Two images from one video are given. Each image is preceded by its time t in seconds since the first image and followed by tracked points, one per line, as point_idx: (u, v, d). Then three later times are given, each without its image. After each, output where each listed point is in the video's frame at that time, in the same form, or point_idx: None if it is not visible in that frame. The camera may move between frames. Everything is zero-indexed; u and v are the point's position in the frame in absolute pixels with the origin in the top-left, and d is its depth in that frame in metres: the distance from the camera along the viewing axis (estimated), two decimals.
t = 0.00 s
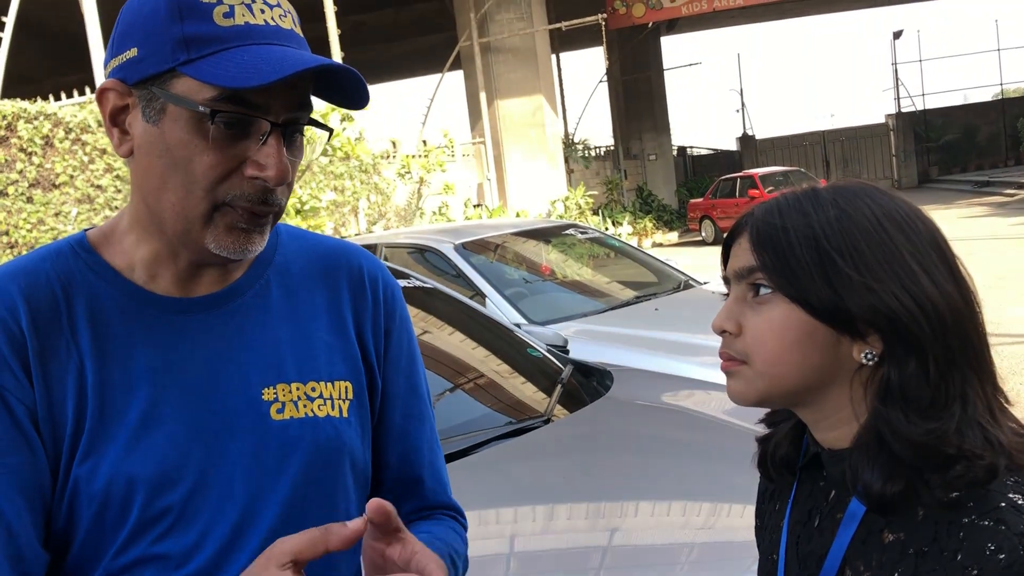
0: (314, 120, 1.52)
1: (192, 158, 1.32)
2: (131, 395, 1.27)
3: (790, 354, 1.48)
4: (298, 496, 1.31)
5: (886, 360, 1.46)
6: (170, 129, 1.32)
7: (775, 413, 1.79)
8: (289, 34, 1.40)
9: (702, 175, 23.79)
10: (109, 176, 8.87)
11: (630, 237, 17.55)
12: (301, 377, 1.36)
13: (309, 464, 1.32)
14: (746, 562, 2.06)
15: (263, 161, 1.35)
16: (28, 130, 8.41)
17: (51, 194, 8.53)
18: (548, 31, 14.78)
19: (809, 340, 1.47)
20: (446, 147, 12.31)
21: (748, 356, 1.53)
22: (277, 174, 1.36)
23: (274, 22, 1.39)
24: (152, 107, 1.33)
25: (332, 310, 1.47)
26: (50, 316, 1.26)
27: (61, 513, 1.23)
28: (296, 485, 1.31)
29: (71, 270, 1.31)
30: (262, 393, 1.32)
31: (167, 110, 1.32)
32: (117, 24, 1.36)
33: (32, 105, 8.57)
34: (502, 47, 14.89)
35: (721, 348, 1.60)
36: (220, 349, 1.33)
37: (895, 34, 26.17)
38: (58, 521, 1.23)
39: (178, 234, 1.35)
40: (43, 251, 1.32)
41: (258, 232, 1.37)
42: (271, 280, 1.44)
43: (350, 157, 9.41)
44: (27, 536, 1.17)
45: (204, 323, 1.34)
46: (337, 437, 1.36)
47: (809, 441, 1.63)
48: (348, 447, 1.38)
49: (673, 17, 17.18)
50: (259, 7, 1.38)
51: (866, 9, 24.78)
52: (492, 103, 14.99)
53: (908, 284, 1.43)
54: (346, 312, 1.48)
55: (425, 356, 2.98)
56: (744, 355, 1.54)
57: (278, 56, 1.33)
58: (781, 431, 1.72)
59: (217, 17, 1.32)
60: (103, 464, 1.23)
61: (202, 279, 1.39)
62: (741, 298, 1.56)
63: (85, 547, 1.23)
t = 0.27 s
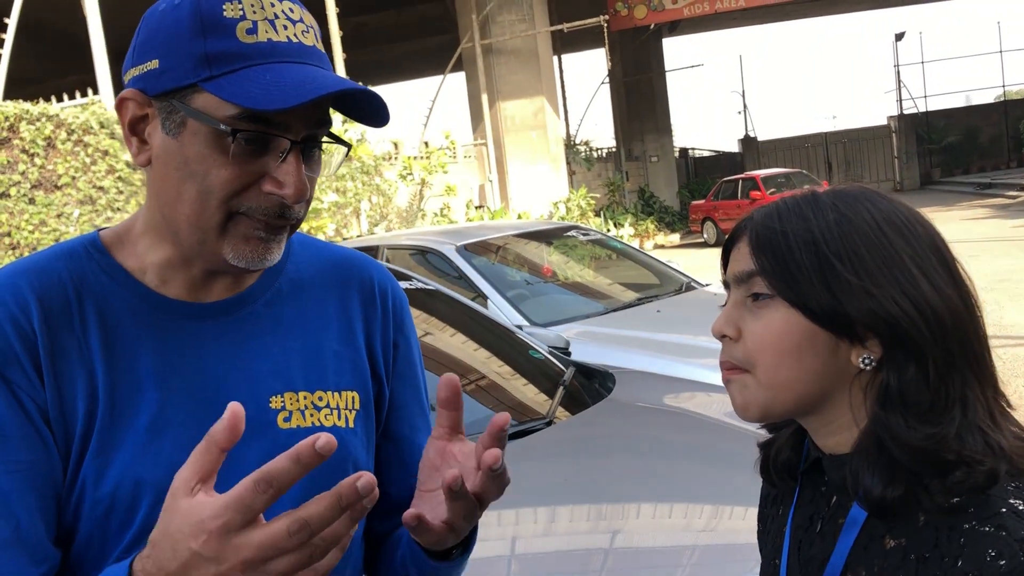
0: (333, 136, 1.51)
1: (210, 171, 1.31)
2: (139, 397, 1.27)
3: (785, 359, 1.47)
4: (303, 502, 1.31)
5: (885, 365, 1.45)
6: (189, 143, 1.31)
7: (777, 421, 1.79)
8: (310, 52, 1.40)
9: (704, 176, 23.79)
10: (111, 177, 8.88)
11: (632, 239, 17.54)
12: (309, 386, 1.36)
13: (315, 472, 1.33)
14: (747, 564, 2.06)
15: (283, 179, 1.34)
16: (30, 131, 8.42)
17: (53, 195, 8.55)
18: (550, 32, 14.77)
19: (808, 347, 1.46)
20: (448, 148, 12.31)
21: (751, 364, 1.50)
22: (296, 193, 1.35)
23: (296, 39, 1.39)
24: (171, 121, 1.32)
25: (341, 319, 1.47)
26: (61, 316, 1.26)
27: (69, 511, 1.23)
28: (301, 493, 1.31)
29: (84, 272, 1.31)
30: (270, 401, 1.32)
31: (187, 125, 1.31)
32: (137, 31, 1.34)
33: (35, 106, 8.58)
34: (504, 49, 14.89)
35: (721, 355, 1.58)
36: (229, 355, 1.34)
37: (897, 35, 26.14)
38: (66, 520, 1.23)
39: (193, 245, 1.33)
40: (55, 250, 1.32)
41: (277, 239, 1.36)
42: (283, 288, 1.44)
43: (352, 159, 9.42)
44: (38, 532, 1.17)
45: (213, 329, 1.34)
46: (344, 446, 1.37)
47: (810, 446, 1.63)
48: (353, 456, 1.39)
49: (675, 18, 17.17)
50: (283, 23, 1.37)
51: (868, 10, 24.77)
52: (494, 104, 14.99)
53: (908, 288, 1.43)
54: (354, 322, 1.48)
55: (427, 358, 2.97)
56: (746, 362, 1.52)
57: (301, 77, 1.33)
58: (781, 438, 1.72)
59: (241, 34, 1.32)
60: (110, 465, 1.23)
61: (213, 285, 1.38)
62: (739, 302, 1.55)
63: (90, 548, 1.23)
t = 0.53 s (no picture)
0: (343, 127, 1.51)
1: (224, 170, 1.31)
2: (147, 395, 1.27)
3: (783, 356, 1.47)
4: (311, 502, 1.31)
5: (884, 362, 1.45)
6: (202, 143, 1.32)
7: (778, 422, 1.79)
8: (318, 44, 1.39)
9: (705, 176, 23.79)
10: (113, 176, 8.88)
11: (633, 239, 17.54)
12: (316, 385, 1.36)
13: (322, 471, 1.33)
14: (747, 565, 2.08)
15: (297, 174, 1.34)
16: (31, 129, 8.42)
17: (54, 194, 8.55)
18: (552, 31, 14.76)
19: (807, 345, 1.46)
20: (450, 147, 12.31)
21: (750, 365, 1.51)
22: (310, 188, 1.35)
23: (304, 32, 1.38)
24: (182, 120, 1.32)
25: (347, 317, 1.47)
26: (70, 311, 1.26)
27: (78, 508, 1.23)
28: (307, 492, 1.31)
29: (93, 269, 1.31)
30: (278, 400, 1.32)
31: (199, 123, 1.31)
32: (143, 27, 1.33)
33: (36, 104, 8.57)
34: (506, 48, 14.88)
35: (720, 353, 1.58)
36: (238, 352, 1.33)
37: (899, 35, 26.12)
38: (77, 515, 1.23)
39: (207, 246, 1.34)
40: (63, 245, 1.32)
41: (286, 240, 1.36)
42: (291, 287, 1.43)
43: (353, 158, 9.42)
44: (53, 528, 1.17)
45: (220, 327, 1.34)
46: (350, 445, 1.37)
47: (809, 446, 1.62)
48: (360, 455, 1.39)
49: (677, 18, 17.15)
50: (290, 16, 1.36)
51: (870, 10, 24.75)
52: (495, 104, 14.99)
53: (907, 285, 1.42)
54: (361, 320, 1.48)
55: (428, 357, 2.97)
56: (745, 361, 1.52)
57: (312, 72, 1.33)
58: (781, 438, 1.71)
59: (249, 29, 1.31)
60: (118, 463, 1.23)
61: (223, 281, 1.37)
62: (738, 299, 1.55)
63: (98, 545, 1.23)
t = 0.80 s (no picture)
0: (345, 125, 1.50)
1: (224, 169, 1.30)
2: (149, 392, 1.26)
3: (782, 354, 1.46)
4: (312, 500, 1.31)
5: (882, 359, 1.44)
6: (201, 142, 1.31)
7: (779, 421, 1.78)
8: (320, 44, 1.39)
9: (705, 175, 23.78)
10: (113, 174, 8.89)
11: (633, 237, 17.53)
12: (317, 383, 1.36)
13: (323, 470, 1.32)
14: (750, 561, 2.04)
15: (299, 175, 1.34)
16: (31, 127, 8.42)
17: (54, 192, 8.56)
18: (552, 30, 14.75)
19: (804, 339, 1.45)
20: (450, 145, 12.30)
21: (748, 357, 1.50)
22: (311, 189, 1.35)
23: (305, 31, 1.37)
24: (181, 120, 1.31)
25: (348, 315, 1.46)
26: (72, 309, 1.26)
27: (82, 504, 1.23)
28: (309, 490, 1.31)
29: (93, 265, 1.31)
30: (277, 398, 1.32)
31: (198, 123, 1.31)
32: (140, 25, 1.32)
33: (36, 102, 8.57)
34: (506, 46, 14.87)
35: (718, 347, 1.58)
36: (238, 350, 1.33)
37: (900, 34, 26.09)
38: (80, 513, 1.23)
39: (209, 245, 1.33)
40: (63, 243, 1.31)
41: (288, 237, 1.35)
42: (291, 285, 1.43)
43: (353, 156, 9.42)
44: (58, 525, 1.17)
45: (221, 325, 1.34)
46: (351, 444, 1.36)
47: (809, 444, 1.62)
48: (363, 453, 1.38)
49: (677, 16, 17.13)
50: (291, 15, 1.35)
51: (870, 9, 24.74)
52: (496, 101, 14.98)
53: (906, 281, 1.42)
54: (361, 318, 1.47)
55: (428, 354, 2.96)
56: (742, 355, 1.51)
57: (316, 75, 1.33)
58: (781, 436, 1.71)
59: (250, 30, 1.30)
60: (120, 461, 1.23)
61: (223, 280, 1.37)
62: (737, 294, 1.54)
63: (102, 542, 1.23)
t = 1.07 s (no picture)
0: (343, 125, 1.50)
1: (220, 171, 1.30)
2: (146, 393, 1.27)
3: (778, 354, 1.47)
4: (310, 500, 1.31)
5: (881, 358, 1.45)
6: (198, 144, 1.31)
7: (778, 420, 1.79)
8: (317, 44, 1.39)
9: (705, 173, 23.78)
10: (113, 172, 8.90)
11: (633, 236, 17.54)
12: (315, 384, 1.36)
13: (322, 470, 1.33)
14: (750, 559, 2.04)
15: (297, 177, 1.33)
16: (31, 126, 8.42)
17: (54, 191, 8.57)
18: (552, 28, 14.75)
19: (802, 336, 1.46)
20: (450, 144, 12.30)
21: (743, 355, 1.51)
22: (308, 191, 1.35)
23: (302, 32, 1.37)
24: (177, 121, 1.31)
25: (346, 315, 1.46)
26: (69, 310, 1.26)
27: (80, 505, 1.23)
28: (308, 491, 1.31)
29: (89, 266, 1.31)
30: (275, 399, 1.32)
31: (195, 125, 1.31)
32: (136, 24, 1.32)
33: (37, 101, 8.57)
34: (506, 45, 14.87)
35: (714, 345, 1.58)
36: (235, 351, 1.33)
37: (900, 32, 26.08)
38: (78, 515, 1.23)
39: (206, 248, 1.33)
40: (59, 244, 1.31)
41: (284, 237, 1.36)
42: (290, 284, 1.43)
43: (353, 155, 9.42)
44: (57, 526, 1.18)
45: (219, 326, 1.34)
46: (350, 444, 1.36)
47: (808, 444, 1.62)
48: (361, 453, 1.38)
49: (677, 14, 17.12)
50: (288, 15, 1.35)
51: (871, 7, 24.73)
52: (496, 100, 14.98)
53: (905, 281, 1.42)
54: (360, 318, 1.47)
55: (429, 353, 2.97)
56: (738, 353, 1.52)
57: (312, 77, 1.33)
58: (780, 435, 1.71)
59: (246, 31, 1.30)
60: (117, 462, 1.23)
61: (219, 280, 1.37)
62: (736, 293, 1.55)
63: (100, 543, 1.23)
